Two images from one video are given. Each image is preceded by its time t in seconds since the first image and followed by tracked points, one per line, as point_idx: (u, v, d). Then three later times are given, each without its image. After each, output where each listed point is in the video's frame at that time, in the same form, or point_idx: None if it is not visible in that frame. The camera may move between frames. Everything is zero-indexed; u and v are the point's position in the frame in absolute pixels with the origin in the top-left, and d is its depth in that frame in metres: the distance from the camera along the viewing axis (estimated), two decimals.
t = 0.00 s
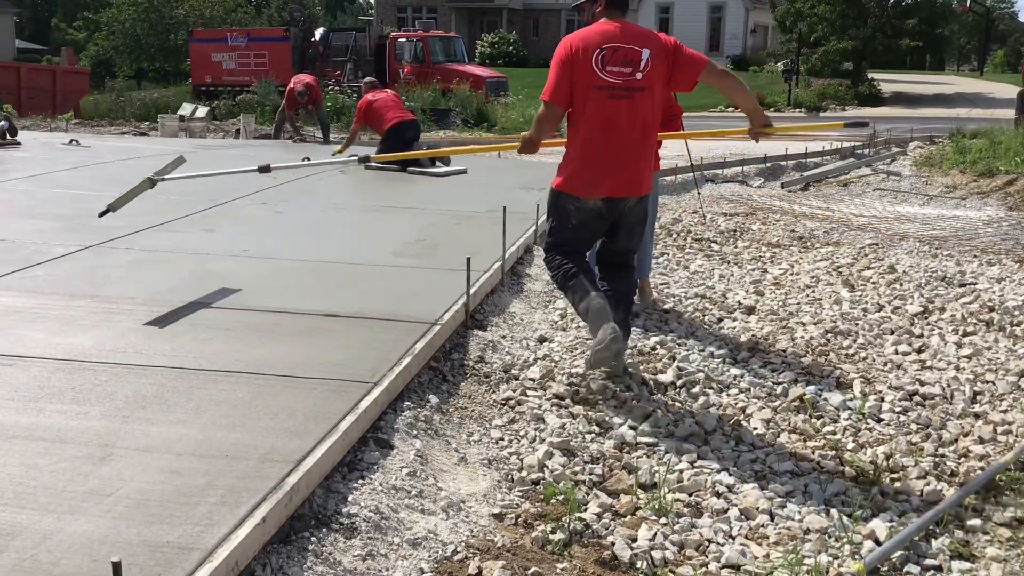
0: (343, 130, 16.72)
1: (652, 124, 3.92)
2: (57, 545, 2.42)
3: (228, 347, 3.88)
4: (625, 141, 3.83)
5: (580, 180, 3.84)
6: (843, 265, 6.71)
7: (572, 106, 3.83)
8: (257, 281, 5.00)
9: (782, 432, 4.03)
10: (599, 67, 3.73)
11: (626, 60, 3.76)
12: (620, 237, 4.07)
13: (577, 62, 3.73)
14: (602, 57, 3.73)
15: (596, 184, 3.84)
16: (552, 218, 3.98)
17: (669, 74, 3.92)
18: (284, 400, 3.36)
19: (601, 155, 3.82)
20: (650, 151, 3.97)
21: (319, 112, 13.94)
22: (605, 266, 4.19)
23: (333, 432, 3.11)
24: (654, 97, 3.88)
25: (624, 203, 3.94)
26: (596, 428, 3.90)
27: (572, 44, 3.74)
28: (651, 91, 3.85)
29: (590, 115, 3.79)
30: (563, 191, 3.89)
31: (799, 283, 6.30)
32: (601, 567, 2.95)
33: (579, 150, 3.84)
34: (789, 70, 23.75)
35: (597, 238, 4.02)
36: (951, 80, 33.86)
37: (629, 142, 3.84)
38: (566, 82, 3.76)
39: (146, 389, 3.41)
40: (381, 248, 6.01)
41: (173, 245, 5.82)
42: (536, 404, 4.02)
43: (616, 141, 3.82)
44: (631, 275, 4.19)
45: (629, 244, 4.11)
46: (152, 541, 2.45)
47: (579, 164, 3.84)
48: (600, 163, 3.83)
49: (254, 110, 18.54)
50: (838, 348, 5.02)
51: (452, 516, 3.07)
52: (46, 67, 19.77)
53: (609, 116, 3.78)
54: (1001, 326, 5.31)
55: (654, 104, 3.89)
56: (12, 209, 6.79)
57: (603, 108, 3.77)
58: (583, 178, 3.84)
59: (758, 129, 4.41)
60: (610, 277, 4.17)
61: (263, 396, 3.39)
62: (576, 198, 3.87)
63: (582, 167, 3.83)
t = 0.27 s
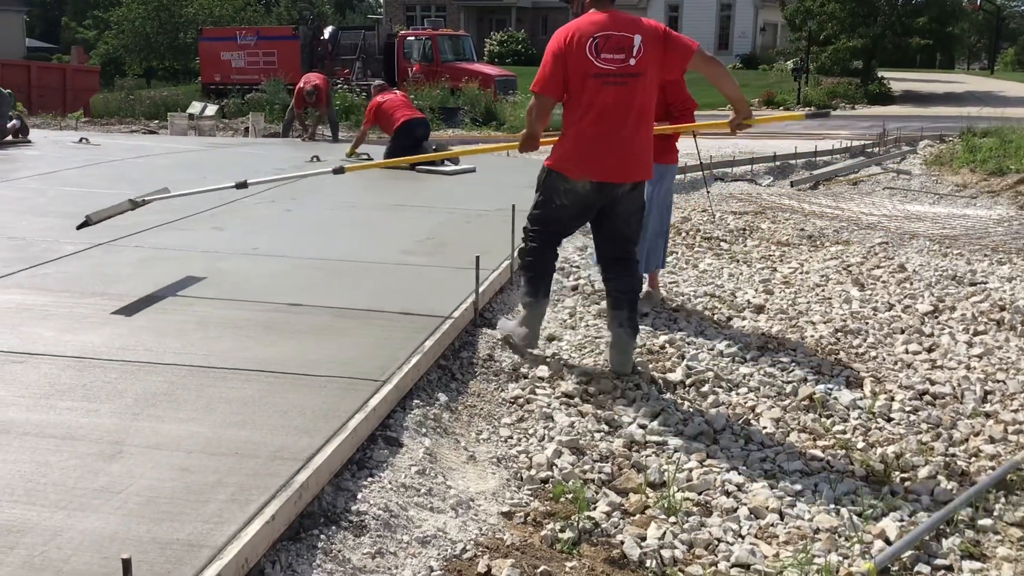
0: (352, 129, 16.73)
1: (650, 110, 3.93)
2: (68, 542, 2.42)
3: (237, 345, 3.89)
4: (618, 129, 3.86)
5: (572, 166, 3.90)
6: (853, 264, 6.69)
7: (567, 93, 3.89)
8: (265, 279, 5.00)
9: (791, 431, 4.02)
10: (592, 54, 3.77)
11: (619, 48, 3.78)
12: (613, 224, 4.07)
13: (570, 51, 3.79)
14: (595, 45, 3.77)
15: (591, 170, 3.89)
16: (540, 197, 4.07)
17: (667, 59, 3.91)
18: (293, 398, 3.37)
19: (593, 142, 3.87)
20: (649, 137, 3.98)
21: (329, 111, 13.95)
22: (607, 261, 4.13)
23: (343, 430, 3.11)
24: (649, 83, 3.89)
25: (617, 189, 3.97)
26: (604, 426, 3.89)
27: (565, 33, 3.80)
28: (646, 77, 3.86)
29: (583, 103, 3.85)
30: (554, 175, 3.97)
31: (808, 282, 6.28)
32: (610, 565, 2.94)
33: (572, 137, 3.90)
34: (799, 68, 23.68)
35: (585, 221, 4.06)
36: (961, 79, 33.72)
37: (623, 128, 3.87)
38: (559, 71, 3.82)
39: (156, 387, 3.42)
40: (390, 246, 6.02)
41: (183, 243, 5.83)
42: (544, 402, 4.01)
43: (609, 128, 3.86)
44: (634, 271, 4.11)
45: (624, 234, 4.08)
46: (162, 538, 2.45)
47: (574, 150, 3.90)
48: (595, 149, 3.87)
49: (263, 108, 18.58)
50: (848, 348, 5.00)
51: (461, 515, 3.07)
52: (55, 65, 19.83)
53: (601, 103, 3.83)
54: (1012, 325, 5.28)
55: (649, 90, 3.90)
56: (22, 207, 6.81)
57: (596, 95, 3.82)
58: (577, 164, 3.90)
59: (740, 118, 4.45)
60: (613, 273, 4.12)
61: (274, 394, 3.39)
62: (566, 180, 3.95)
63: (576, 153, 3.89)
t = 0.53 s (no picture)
0: (358, 131, 16.75)
1: (624, 107, 4.00)
2: (74, 542, 2.43)
3: (243, 347, 3.90)
4: (593, 128, 3.93)
5: (550, 166, 3.98)
6: (859, 267, 6.68)
7: (540, 97, 3.96)
8: (271, 280, 5.01)
9: (797, 435, 4.01)
10: (562, 57, 3.83)
11: (589, 49, 3.84)
12: (596, 220, 4.13)
13: (540, 55, 3.85)
14: (565, 48, 3.82)
15: (568, 170, 3.96)
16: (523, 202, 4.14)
17: (637, 56, 3.97)
18: (299, 399, 3.38)
19: (569, 142, 3.94)
20: (624, 133, 4.05)
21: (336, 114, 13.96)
22: (596, 257, 4.18)
23: (348, 432, 3.12)
24: (623, 81, 3.95)
25: (597, 186, 4.04)
26: (610, 429, 3.89)
27: (533, 38, 3.85)
28: (618, 76, 3.92)
29: (557, 105, 3.92)
30: (535, 177, 4.04)
31: (814, 286, 6.27)
32: (615, 568, 2.94)
33: (548, 139, 3.97)
34: (805, 72, 23.64)
35: (568, 220, 4.12)
36: (967, 83, 33.65)
37: (598, 127, 3.94)
38: (531, 76, 3.88)
39: (162, 388, 3.43)
40: (396, 249, 6.02)
41: (188, 244, 5.85)
42: (550, 405, 4.01)
43: (583, 128, 3.93)
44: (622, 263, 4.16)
45: (609, 229, 4.14)
46: (168, 539, 2.46)
47: (550, 151, 3.97)
48: (571, 149, 3.94)
49: (269, 110, 18.61)
50: (853, 351, 4.99)
51: (466, 517, 3.07)
52: (62, 67, 19.90)
53: (575, 104, 3.90)
54: (1018, 329, 5.27)
55: (622, 88, 3.96)
56: (29, 208, 6.83)
57: (569, 97, 3.89)
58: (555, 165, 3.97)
59: (694, 122, 4.49)
60: (602, 269, 4.17)
61: (279, 396, 3.40)
62: (545, 180, 4.02)
63: (553, 153, 3.96)
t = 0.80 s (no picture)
0: (365, 140, 16.80)
1: (605, 106, 4.09)
2: (81, 550, 2.44)
3: (249, 355, 3.91)
4: (576, 128, 4.01)
5: (537, 170, 4.04)
6: (865, 278, 6.67)
7: (522, 102, 4.04)
8: (277, 289, 5.02)
9: (803, 446, 4.00)
10: (541, 61, 3.93)
11: (566, 51, 3.94)
12: (590, 220, 4.18)
13: (517, 61, 3.95)
14: (542, 52, 3.92)
15: (556, 170, 4.02)
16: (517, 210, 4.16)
17: (614, 57, 4.08)
18: (305, 408, 3.38)
19: (554, 143, 4.02)
20: (607, 132, 4.13)
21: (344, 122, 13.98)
22: (591, 257, 4.24)
23: (354, 441, 3.12)
24: (602, 81, 4.04)
25: (587, 185, 4.09)
26: (616, 439, 3.88)
27: (510, 46, 3.95)
28: (598, 76, 4.02)
29: (539, 108, 4.00)
30: (525, 183, 4.09)
31: (820, 296, 6.26)
32: None
33: (533, 143, 4.05)
34: (812, 82, 23.64)
35: (563, 223, 4.16)
36: (974, 93, 33.59)
37: (581, 126, 4.02)
38: (510, 82, 3.98)
39: (169, 396, 3.43)
40: (402, 257, 6.03)
41: (195, 252, 5.87)
42: (556, 415, 4.01)
43: (566, 128, 4.01)
44: (617, 260, 4.22)
45: (602, 227, 4.20)
46: (174, 547, 2.46)
47: (536, 155, 4.04)
48: (557, 150, 4.01)
49: (276, 119, 18.68)
50: (860, 362, 4.98)
51: (472, 526, 3.07)
52: (71, 75, 20.02)
53: (557, 106, 3.99)
54: None
55: (602, 88, 4.05)
56: (37, 216, 6.86)
57: (550, 99, 3.98)
58: (542, 167, 4.03)
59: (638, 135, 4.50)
60: (599, 268, 4.22)
61: (286, 405, 3.40)
62: (534, 184, 4.07)
63: (540, 156, 4.03)
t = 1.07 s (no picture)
0: (375, 148, 16.85)
1: (599, 112, 4.11)
2: (91, 558, 2.45)
3: (259, 363, 3.92)
4: (572, 134, 4.02)
5: (537, 178, 4.04)
6: (875, 287, 6.65)
7: (517, 113, 4.06)
8: (286, 297, 5.04)
9: (812, 456, 3.99)
10: (534, 71, 3.95)
11: (559, 59, 3.96)
12: (592, 227, 4.18)
13: (511, 72, 3.97)
14: (535, 61, 3.94)
15: (557, 178, 4.02)
16: (520, 220, 4.18)
17: (605, 64, 4.11)
18: (314, 417, 3.39)
19: (552, 151, 4.02)
20: (604, 137, 4.15)
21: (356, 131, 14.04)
22: (595, 264, 4.25)
23: (363, 450, 3.13)
24: (595, 87, 4.07)
25: (587, 191, 4.09)
26: (624, 449, 3.88)
27: (502, 57, 3.98)
28: (591, 82, 4.04)
29: (534, 117, 4.02)
30: (526, 192, 4.10)
31: (830, 306, 6.25)
32: None
33: (531, 151, 4.05)
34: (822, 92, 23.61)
35: (566, 230, 4.17)
36: (984, 103, 33.50)
37: (577, 133, 4.03)
38: (504, 92, 3.99)
39: (179, 404, 3.45)
40: (411, 266, 6.04)
41: (205, 260, 5.90)
42: (564, 424, 4.01)
43: (563, 135, 4.02)
44: (620, 266, 4.22)
45: (604, 234, 4.20)
46: (184, 556, 2.47)
47: (536, 164, 4.04)
48: (556, 157, 4.02)
49: (287, 127, 18.77)
50: (870, 372, 4.97)
51: (480, 536, 3.07)
52: (84, 83, 20.21)
53: (552, 114, 4.00)
54: None
55: (596, 94, 4.08)
56: (49, 224, 6.91)
57: (545, 108, 3.99)
58: (543, 175, 4.03)
59: (625, 146, 4.49)
60: (603, 274, 4.22)
61: (295, 413, 3.41)
62: (536, 193, 4.07)
63: (540, 165, 4.03)
